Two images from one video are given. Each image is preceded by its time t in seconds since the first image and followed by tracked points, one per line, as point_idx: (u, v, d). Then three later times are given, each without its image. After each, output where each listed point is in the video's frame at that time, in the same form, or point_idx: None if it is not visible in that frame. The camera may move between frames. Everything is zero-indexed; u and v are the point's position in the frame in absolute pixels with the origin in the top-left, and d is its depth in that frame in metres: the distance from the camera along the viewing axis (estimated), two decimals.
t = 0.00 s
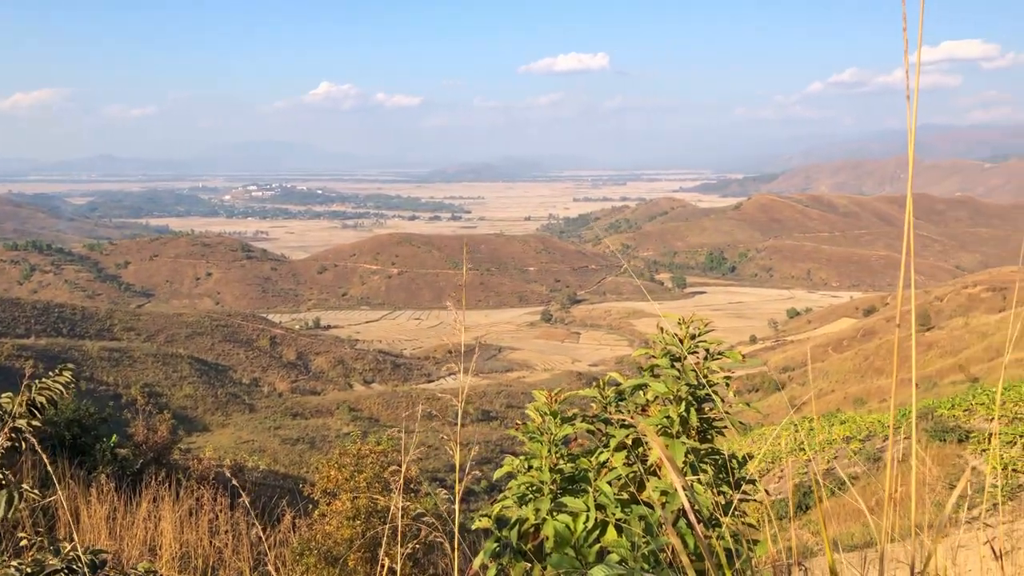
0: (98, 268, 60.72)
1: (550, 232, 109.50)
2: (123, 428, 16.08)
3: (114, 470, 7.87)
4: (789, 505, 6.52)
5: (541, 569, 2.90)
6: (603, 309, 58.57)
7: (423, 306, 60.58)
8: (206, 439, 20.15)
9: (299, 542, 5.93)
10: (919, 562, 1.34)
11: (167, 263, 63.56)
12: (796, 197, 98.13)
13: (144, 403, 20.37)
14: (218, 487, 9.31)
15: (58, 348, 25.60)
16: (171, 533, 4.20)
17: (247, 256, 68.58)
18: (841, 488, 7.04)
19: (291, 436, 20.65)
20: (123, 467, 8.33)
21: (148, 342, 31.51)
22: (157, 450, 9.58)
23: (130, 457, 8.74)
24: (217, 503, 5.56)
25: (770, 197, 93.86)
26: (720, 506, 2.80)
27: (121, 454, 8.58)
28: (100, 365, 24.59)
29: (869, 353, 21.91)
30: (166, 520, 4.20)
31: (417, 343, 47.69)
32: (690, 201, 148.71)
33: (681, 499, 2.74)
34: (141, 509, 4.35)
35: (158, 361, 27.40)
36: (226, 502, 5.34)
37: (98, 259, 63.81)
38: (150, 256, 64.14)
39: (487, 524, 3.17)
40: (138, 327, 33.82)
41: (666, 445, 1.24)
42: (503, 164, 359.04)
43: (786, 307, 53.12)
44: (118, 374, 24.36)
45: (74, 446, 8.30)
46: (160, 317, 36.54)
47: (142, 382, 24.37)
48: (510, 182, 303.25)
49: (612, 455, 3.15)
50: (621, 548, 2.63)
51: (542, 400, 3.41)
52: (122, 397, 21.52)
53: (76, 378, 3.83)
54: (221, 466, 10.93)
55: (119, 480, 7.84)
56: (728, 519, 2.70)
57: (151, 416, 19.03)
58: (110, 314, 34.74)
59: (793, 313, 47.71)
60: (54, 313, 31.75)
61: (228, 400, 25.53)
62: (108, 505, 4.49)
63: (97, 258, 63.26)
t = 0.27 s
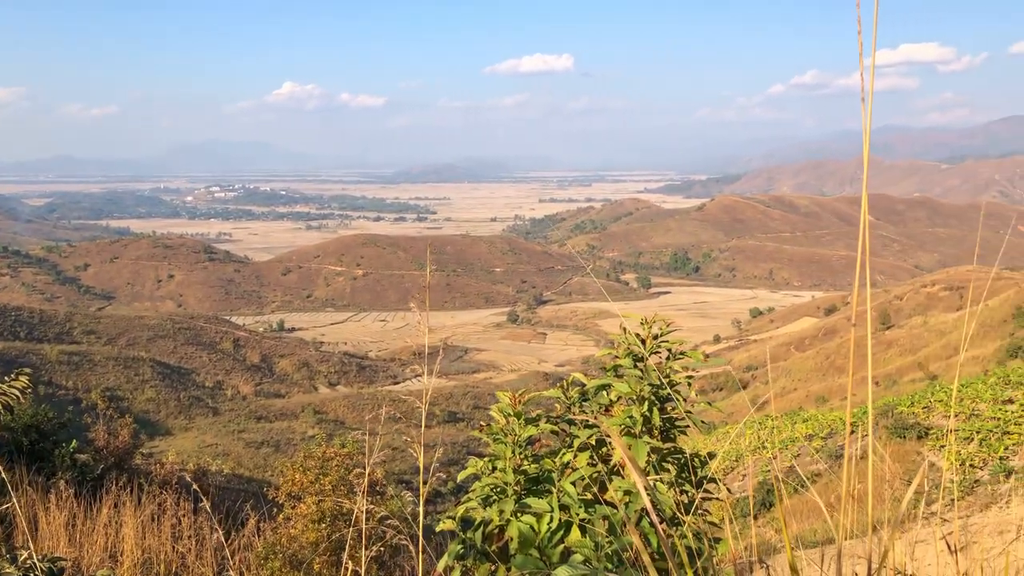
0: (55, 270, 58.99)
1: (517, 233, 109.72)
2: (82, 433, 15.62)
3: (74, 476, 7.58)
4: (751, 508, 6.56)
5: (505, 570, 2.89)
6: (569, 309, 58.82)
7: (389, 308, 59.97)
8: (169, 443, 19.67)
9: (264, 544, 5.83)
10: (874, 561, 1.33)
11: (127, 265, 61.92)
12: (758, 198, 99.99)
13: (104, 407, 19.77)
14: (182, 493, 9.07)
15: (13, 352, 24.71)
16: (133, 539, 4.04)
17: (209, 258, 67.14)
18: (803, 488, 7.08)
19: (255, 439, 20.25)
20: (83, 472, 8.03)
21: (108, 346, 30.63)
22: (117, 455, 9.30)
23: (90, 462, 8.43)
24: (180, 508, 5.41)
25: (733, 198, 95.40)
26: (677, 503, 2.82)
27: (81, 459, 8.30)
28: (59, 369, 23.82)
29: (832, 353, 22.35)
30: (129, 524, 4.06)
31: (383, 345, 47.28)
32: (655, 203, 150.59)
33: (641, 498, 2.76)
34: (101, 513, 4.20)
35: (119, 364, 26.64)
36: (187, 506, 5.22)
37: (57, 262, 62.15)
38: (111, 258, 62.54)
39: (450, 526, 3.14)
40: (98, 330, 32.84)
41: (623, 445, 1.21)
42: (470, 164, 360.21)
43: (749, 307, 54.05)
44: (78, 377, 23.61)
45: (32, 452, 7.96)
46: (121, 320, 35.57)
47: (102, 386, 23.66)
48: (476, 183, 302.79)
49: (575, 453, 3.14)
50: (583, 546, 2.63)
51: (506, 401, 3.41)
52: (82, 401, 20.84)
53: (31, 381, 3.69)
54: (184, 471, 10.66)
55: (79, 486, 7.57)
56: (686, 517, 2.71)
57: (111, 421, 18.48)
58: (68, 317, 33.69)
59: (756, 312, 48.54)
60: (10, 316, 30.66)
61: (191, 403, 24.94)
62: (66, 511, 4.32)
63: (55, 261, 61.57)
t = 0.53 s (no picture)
0: (11, 273, 57.25)
1: (484, 234, 109.66)
2: (41, 438, 15.13)
3: (32, 483, 7.29)
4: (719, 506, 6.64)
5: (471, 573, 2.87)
6: (537, 311, 58.93)
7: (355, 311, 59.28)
8: (131, 448, 19.15)
9: (228, 548, 5.69)
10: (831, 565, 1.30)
11: (88, 268, 60.29)
12: (722, 201, 101.70)
13: (64, 412, 19.15)
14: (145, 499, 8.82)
15: None
16: (94, 545, 3.89)
17: (172, 260, 65.64)
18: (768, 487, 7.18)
19: (220, 443, 19.82)
20: (41, 478, 7.72)
21: (68, 350, 29.72)
22: (78, 461, 9.00)
23: (49, 468, 8.13)
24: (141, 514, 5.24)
25: (697, 201, 96.83)
26: (641, 504, 2.83)
27: (39, 465, 7.97)
28: (17, 374, 23.02)
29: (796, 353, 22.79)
30: (90, 531, 3.90)
31: (349, 348, 46.76)
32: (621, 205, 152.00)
33: (604, 501, 2.76)
34: (61, 519, 4.04)
35: (79, 368, 25.86)
36: (150, 512, 5.06)
37: (15, 265, 60.40)
38: (71, 261, 60.85)
39: (416, 528, 3.10)
40: (57, 334, 31.84)
41: (588, 448, 1.16)
42: (436, 167, 359.14)
43: (714, 307, 54.87)
44: (36, 382, 22.83)
45: None
46: (82, 323, 34.56)
47: (62, 391, 22.93)
48: (443, 185, 301.92)
49: (541, 456, 3.13)
50: (549, 548, 2.62)
51: (471, 404, 3.38)
52: (41, 406, 20.14)
53: None
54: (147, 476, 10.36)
55: (39, 493, 7.28)
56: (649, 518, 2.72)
57: (71, 425, 17.91)
58: (26, 321, 32.59)
59: (721, 312, 49.27)
60: None
61: (154, 408, 24.32)
62: (24, 519, 4.14)
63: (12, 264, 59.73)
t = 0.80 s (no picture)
0: None
1: (454, 237, 109.40)
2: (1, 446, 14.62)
3: None
4: (689, 508, 6.71)
5: None
6: (508, 313, 58.92)
7: (324, 314, 58.55)
8: (96, 454, 18.62)
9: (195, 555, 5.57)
10: (796, 568, 1.29)
11: (52, 271, 58.73)
12: (690, 204, 103.03)
13: (25, 418, 18.51)
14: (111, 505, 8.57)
15: None
16: (58, 553, 3.75)
17: (138, 263, 64.11)
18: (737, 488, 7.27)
19: (187, 448, 19.39)
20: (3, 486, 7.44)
21: (29, 354, 28.78)
22: (41, 467, 8.71)
23: (12, 476, 7.87)
24: (105, 520, 5.04)
25: (666, 203, 97.90)
26: (609, 505, 2.84)
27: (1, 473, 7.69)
28: None
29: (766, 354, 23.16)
30: (52, 538, 3.73)
31: (318, 351, 46.17)
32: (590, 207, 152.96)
33: (573, 505, 2.76)
34: (21, 526, 3.85)
35: (41, 374, 25.06)
36: (115, 519, 4.88)
37: None
38: (33, 265, 59.16)
39: (384, 532, 3.08)
40: (18, 339, 30.81)
41: (556, 453, 1.13)
42: (408, 169, 359.02)
43: (682, 309, 55.48)
44: None
45: None
46: (45, 328, 33.59)
47: (24, 398, 22.21)
48: (414, 187, 300.64)
49: (509, 459, 3.12)
50: (521, 552, 2.60)
51: (441, 407, 3.35)
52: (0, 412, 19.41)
53: None
54: (112, 481, 10.08)
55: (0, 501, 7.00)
56: (617, 522, 2.72)
57: (31, 432, 17.32)
58: None
59: (689, 314, 49.80)
60: None
61: (120, 413, 23.70)
62: None
63: None
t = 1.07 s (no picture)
0: None
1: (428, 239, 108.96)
2: None
3: None
4: (662, 509, 6.76)
5: None
6: (482, 315, 58.79)
7: (297, 317, 57.77)
8: (64, 460, 18.17)
9: (167, 559, 5.48)
10: (764, 568, 1.28)
11: (17, 274, 57.25)
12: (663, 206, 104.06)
13: None
14: (78, 511, 8.39)
15: None
16: (28, 558, 3.65)
17: (108, 266, 62.79)
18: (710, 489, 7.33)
19: (159, 453, 19.00)
20: None
21: None
22: (7, 473, 8.49)
23: None
24: (72, 526, 4.92)
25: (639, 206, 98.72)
26: (584, 509, 2.83)
27: None
28: None
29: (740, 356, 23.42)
30: (20, 544, 3.61)
31: (292, 354, 45.58)
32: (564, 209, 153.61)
33: (545, 509, 2.75)
34: None
35: (6, 378, 24.36)
36: (83, 523, 4.76)
37: None
38: None
39: (356, 536, 3.04)
40: None
41: (531, 457, 1.11)
42: (382, 171, 359.08)
43: (656, 311, 55.95)
44: None
45: None
46: (10, 331, 32.68)
47: None
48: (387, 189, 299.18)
49: (482, 460, 3.11)
50: (494, 554, 2.57)
51: (415, 411, 3.32)
52: None
53: None
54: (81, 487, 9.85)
55: None
56: (591, 524, 2.72)
57: None
58: None
59: (663, 316, 50.23)
60: None
61: (89, 417, 23.14)
62: None
63: None
